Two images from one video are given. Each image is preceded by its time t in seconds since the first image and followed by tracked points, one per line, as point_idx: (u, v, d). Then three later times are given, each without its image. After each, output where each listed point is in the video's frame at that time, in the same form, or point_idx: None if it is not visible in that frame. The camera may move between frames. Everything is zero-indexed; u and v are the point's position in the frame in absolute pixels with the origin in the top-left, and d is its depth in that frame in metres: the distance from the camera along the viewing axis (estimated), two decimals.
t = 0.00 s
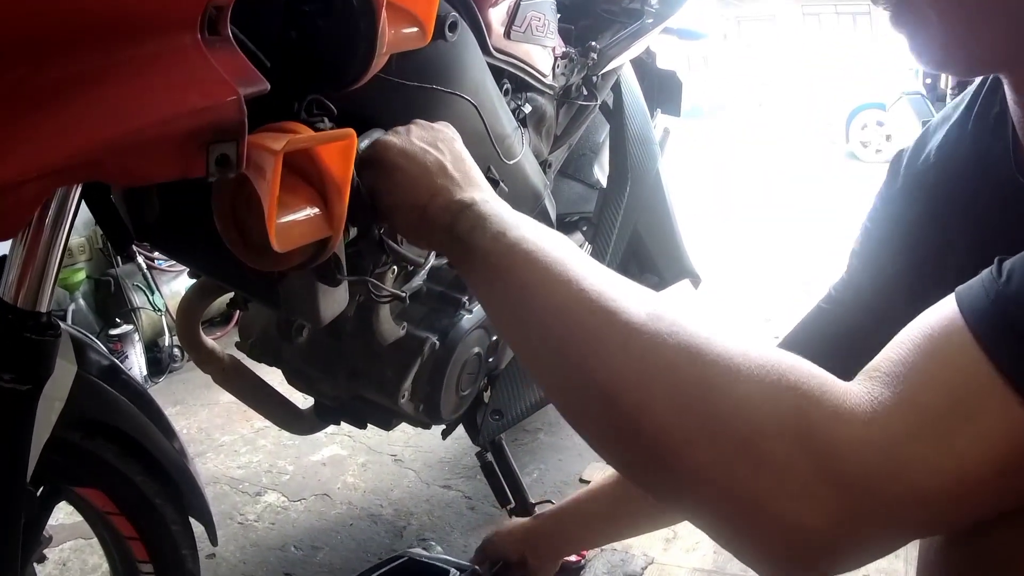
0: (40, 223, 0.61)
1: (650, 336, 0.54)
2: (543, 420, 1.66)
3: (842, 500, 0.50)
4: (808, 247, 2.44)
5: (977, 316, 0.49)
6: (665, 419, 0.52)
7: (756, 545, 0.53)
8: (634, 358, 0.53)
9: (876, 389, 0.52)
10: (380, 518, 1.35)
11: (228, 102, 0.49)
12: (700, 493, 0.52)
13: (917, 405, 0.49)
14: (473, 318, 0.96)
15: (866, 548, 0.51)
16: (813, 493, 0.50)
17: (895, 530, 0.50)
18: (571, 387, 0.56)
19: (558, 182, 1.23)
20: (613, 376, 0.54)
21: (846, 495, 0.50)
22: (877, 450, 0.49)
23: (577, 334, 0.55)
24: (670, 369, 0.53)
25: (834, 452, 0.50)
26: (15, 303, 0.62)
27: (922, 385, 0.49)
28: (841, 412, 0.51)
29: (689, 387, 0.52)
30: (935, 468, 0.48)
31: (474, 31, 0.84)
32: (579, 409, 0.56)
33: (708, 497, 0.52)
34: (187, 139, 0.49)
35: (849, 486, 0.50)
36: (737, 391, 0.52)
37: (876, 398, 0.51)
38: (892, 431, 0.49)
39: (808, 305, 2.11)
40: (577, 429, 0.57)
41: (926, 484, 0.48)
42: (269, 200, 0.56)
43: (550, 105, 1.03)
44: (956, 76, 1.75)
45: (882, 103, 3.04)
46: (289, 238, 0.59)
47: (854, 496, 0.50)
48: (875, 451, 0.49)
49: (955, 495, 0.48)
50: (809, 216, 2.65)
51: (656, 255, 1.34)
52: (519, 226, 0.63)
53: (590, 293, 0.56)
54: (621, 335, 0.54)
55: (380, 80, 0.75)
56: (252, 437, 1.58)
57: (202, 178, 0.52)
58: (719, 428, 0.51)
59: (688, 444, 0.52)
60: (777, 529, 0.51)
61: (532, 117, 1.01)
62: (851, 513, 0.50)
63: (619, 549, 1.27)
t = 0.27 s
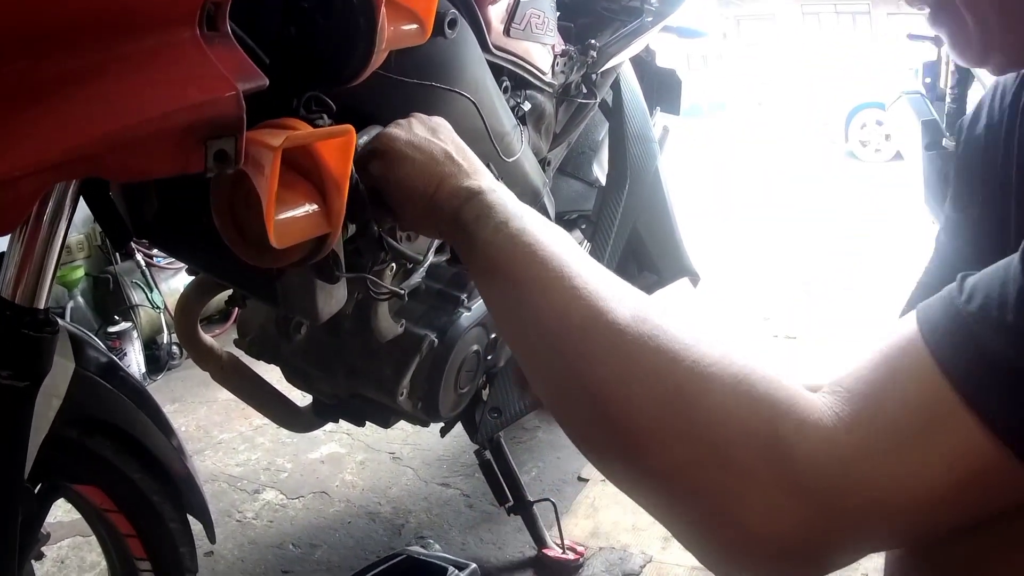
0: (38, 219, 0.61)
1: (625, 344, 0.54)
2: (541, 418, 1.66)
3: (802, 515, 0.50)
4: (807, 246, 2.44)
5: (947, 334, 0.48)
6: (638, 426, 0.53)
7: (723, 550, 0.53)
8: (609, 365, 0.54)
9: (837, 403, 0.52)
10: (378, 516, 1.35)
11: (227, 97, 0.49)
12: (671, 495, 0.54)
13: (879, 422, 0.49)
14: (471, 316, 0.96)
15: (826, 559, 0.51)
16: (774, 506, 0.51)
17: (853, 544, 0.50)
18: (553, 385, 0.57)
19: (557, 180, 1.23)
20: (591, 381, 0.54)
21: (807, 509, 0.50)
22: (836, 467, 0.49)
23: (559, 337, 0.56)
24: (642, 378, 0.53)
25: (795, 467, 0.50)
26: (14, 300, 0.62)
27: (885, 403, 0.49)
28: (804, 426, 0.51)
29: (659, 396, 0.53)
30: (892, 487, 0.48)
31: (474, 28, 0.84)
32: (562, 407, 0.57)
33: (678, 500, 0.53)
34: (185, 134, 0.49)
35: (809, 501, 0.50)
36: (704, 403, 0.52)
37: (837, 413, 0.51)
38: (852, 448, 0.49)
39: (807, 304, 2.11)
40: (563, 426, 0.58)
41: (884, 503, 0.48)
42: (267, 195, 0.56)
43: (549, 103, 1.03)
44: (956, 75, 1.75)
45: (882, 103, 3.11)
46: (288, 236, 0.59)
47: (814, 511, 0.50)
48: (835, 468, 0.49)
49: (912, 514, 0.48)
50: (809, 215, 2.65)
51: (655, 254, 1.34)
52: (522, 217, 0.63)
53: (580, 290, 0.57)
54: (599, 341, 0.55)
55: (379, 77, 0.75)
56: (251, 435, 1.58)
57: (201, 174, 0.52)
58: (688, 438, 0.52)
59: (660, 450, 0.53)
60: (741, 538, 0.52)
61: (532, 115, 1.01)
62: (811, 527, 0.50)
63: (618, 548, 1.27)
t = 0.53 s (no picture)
0: (39, 217, 0.61)
1: (637, 325, 0.53)
2: (541, 417, 1.67)
3: (808, 498, 0.49)
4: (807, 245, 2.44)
5: (952, 322, 0.49)
6: (642, 410, 0.52)
7: (722, 535, 0.52)
8: (620, 345, 0.53)
9: (844, 387, 0.52)
10: (378, 515, 1.35)
11: (229, 94, 0.50)
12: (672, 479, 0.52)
13: (887, 405, 0.49)
14: (470, 315, 0.96)
15: (824, 544, 0.51)
16: (781, 489, 0.50)
17: (856, 528, 0.50)
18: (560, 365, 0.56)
19: (557, 179, 1.24)
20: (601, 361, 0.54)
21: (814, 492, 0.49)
22: (845, 450, 0.49)
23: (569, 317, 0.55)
24: (653, 359, 0.52)
25: (804, 449, 0.49)
26: (15, 298, 0.62)
27: (895, 387, 0.49)
28: (812, 408, 0.50)
29: (671, 377, 0.52)
30: (901, 470, 0.48)
31: (474, 27, 0.84)
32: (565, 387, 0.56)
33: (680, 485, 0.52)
34: (187, 132, 0.49)
35: (816, 483, 0.49)
36: (716, 384, 0.51)
37: (845, 397, 0.51)
38: (861, 430, 0.49)
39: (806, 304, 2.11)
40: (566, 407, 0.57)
41: (892, 486, 0.48)
42: (269, 193, 0.56)
43: (550, 102, 1.03)
44: (956, 75, 1.75)
45: (881, 103, 3.11)
46: (289, 234, 0.59)
47: (820, 494, 0.49)
48: (843, 451, 0.49)
49: (918, 498, 0.48)
50: (808, 216, 2.65)
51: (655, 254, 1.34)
52: (532, 200, 0.63)
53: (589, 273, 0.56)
54: (606, 323, 0.54)
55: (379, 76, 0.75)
56: (250, 433, 1.58)
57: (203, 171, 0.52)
58: (698, 420, 0.51)
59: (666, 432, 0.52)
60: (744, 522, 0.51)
61: (532, 114, 1.01)
62: (815, 511, 0.49)
63: (617, 547, 1.27)
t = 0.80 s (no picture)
0: (40, 216, 0.61)
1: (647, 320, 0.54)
2: (541, 415, 1.67)
3: (816, 493, 0.49)
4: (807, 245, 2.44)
5: (967, 317, 0.49)
6: (649, 405, 0.52)
7: (729, 527, 0.52)
8: (629, 338, 0.53)
9: (852, 382, 0.52)
10: (378, 513, 1.35)
11: (232, 92, 0.50)
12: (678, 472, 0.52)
13: (899, 399, 0.49)
14: (471, 313, 0.96)
15: (826, 540, 0.51)
16: (791, 482, 0.49)
17: (861, 524, 0.50)
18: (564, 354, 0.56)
19: (558, 177, 1.24)
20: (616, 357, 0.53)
21: (821, 487, 0.49)
22: (853, 444, 0.49)
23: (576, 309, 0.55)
24: (663, 352, 0.52)
25: (815, 442, 0.49)
26: (16, 295, 0.62)
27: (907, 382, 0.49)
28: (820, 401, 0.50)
29: (681, 370, 0.52)
30: (909, 465, 0.48)
31: (476, 25, 0.84)
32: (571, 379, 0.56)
33: (688, 477, 0.52)
34: (188, 128, 0.49)
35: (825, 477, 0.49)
36: (726, 377, 0.51)
37: (854, 391, 0.51)
38: (871, 424, 0.49)
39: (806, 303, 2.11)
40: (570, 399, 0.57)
41: (899, 481, 0.48)
42: (270, 191, 0.56)
43: (551, 100, 1.03)
44: (956, 75, 1.75)
45: (882, 103, 3.12)
46: (290, 232, 0.59)
47: (829, 488, 0.49)
48: (853, 445, 0.49)
49: (924, 494, 0.48)
50: (808, 216, 2.64)
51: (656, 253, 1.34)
52: (533, 205, 0.63)
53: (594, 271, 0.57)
54: (613, 319, 0.54)
55: (381, 74, 0.75)
56: (251, 431, 1.58)
57: (205, 168, 0.52)
58: (708, 412, 0.51)
59: (676, 424, 0.51)
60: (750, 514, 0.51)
61: (534, 112, 1.01)
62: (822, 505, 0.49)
63: (617, 545, 1.27)
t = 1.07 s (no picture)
0: (41, 215, 0.61)
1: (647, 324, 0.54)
2: (541, 415, 1.67)
3: (824, 495, 0.49)
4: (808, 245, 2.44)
5: (972, 314, 0.49)
6: (649, 412, 0.52)
7: (738, 531, 0.52)
8: (632, 343, 0.53)
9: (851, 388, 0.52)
10: (378, 513, 1.35)
11: (233, 93, 0.50)
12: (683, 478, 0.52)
13: (905, 400, 0.49)
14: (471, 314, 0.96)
15: (836, 544, 0.50)
16: (798, 485, 0.49)
17: (870, 526, 0.49)
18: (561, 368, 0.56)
19: (558, 178, 1.24)
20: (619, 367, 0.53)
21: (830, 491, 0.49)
22: (860, 446, 0.49)
23: (578, 316, 0.55)
24: (662, 360, 0.52)
25: (820, 444, 0.49)
26: (16, 295, 0.62)
27: (912, 383, 0.49)
28: (824, 404, 0.50)
29: (685, 373, 0.52)
30: (918, 466, 0.47)
31: (477, 26, 0.84)
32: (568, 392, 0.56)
33: (694, 482, 0.52)
34: (189, 129, 0.49)
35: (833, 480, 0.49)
36: (730, 380, 0.52)
37: (860, 392, 0.51)
38: (878, 426, 0.49)
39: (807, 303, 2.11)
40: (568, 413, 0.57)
41: (902, 486, 0.48)
42: (272, 191, 0.56)
43: (552, 101, 1.03)
44: (956, 76, 1.75)
45: (882, 103, 3.12)
46: (292, 233, 0.59)
47: (837, 491, 0.49)
48: (860, 446, 0.49)
49: (934, 495, 0.48)
50: (808, 216, 2.64)
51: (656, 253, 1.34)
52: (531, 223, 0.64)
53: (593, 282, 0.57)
54: (611, 328, 0.54)
55: (382, 74, 0.75)
56: (251, 430, 1.58)
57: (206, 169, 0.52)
58: (714, 415, 0.51)
59: (680, 428, 0.51)
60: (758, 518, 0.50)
61: (534, 113, 1.01)
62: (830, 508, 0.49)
63: (617, 545, 1.28)
